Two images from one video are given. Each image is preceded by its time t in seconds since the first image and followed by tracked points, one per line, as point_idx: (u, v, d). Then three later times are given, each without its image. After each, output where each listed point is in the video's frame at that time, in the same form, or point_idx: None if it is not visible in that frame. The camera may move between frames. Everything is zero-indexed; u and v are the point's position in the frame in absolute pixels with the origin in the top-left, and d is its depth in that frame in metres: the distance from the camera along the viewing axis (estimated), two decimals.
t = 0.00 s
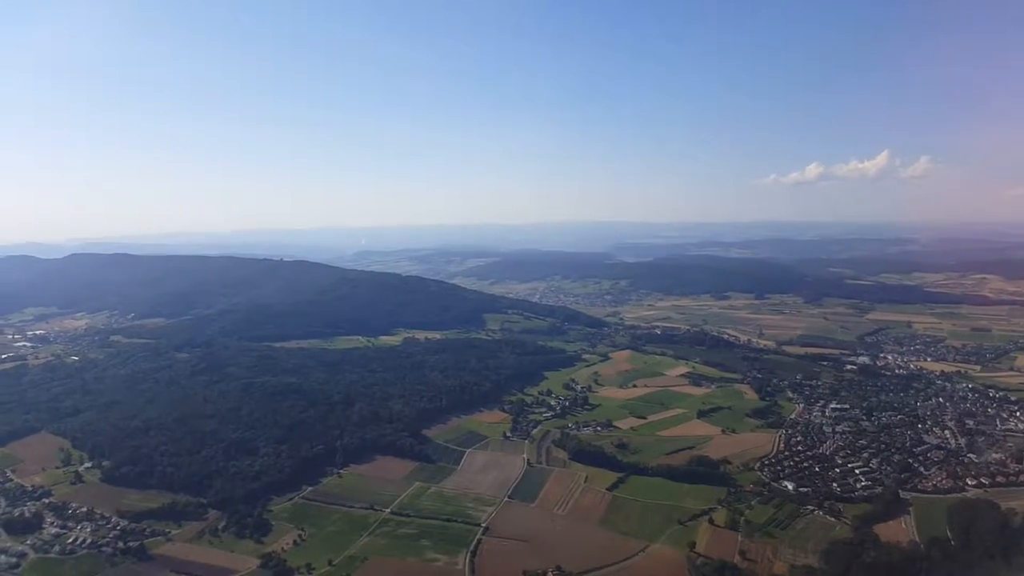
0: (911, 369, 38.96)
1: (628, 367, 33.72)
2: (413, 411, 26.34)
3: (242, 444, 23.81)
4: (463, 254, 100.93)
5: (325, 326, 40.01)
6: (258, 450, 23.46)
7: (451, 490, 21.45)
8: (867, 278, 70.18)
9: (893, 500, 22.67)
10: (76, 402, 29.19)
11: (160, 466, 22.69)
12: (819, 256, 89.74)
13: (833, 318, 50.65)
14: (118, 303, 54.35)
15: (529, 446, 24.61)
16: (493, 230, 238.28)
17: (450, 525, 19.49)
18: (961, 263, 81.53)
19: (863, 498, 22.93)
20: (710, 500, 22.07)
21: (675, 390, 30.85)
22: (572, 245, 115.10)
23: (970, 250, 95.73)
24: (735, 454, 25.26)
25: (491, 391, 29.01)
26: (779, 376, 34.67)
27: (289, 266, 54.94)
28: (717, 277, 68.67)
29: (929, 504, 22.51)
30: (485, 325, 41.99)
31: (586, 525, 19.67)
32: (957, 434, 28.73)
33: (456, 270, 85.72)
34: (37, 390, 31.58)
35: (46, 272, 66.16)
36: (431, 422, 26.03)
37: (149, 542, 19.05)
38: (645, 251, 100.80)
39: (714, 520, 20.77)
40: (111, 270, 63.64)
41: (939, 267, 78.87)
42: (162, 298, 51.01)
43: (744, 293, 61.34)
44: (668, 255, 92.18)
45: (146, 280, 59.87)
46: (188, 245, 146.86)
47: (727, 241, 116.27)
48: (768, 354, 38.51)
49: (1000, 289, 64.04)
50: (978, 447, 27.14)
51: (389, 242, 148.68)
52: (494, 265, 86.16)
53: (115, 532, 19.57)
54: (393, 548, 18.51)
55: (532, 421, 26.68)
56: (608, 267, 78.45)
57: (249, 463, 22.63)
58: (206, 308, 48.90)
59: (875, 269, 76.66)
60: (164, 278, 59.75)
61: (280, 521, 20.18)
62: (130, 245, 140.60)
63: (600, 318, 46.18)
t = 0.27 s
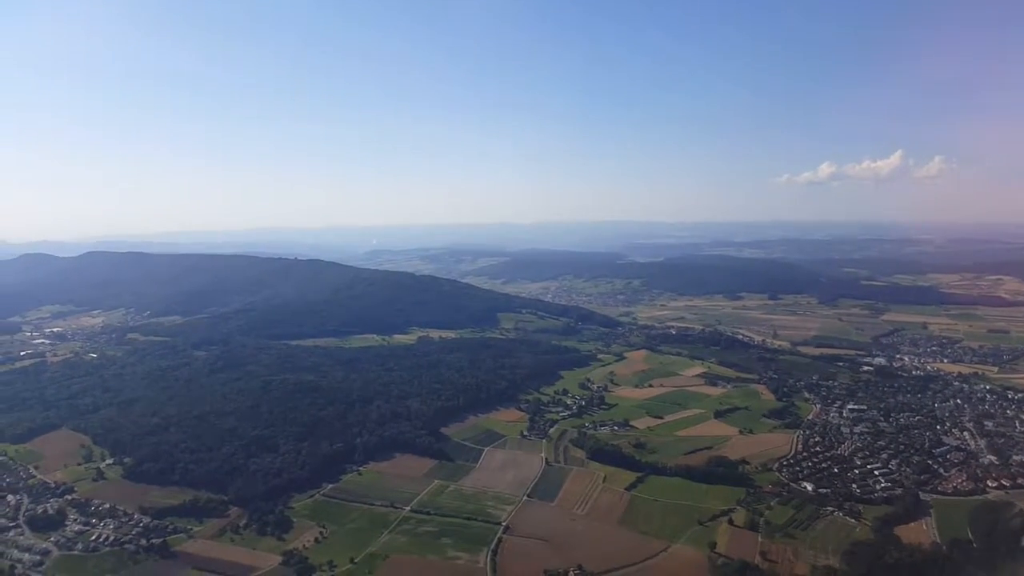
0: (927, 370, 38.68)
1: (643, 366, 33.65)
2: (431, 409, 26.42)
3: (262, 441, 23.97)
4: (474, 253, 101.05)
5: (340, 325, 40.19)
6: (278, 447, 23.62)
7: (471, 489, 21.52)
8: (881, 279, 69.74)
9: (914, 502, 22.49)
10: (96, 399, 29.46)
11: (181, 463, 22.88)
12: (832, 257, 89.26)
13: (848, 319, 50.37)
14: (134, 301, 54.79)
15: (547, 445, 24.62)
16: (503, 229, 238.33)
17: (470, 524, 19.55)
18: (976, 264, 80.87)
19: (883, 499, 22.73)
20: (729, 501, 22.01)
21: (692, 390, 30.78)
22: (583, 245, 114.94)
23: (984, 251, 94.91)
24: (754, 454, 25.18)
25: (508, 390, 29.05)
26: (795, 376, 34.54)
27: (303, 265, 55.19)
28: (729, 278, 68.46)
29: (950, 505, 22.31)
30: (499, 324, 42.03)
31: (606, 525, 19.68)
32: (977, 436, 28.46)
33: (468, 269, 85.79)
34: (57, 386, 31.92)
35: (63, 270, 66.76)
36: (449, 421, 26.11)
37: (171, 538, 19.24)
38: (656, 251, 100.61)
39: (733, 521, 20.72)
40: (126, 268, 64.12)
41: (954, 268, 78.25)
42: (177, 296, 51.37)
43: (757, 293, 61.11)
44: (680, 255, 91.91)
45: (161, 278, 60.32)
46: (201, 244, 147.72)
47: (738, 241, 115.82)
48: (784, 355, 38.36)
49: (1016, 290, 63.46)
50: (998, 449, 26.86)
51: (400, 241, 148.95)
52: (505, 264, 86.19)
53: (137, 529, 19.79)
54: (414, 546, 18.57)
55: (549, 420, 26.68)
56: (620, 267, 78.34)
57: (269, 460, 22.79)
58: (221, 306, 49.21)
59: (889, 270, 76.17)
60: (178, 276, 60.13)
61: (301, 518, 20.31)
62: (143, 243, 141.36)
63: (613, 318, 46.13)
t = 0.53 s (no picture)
0: (945, 376, 38.33)
1: (659, 371, 33.50)
2: (447, 414, 26.39)
3: (280, 445, 24.01)
4: (484, 256, 101.11)
5: (354, 329, 40.25)
6: (296, 452, 23.67)
7: (489, 494, 21.46)
8: (895, 283, 69.26)
9: (936, 510, 22.20)
10: (113, 402, 29.61)
11: (200, 467, 22.95)
12: (844, 261, 88.79)
13: (863, 324, 50.03)
14: (148, 304, 55.14)
15: (564, 451, 24.52)
16: (512, 232, 238.40)
17: (489, 530, 19.49)
18: (991, 269, 80.22)
19: (904, 507, 22.44)
20: (748, 508, 21.85)
21: (708, 396, 30.61)
22: (594, 249, 114.77)
23: (998, 256, 94.15)
24: (773, 461, 25.00)
25: (524, 395, 28.99)
26: (811, 382, 34.30)
27: (315, 268, 55.34)
28: (742, 282, 68.19)
29: (972, 514, 22.02)
30: (513, 328, 41.98)
31: (626, 532, 19.58)
32: (997, 444, 28.10)
33: (478, 273, 85.81)
34: (75, 390, 32.14)
35: (77, 273, 67.21)
36: (466, 425, 26.07)
37: (190, 544, 19.27)
38: (667, 254, 100.36)
39: (754, 529, 20.55)
40: (140, 271, 64.50)
41: (968, 273, 77.64)
42: (191, 300, 51.64)
43: (770, 298, 60.83)
44: (691, 259, 91.62)
45: (175, 281, 60.64)
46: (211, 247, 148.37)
47: (749, 245, 115.48)
48: (800, 361, 38.11)
49: None
50: (1020, 457, 26.47)
51: (412, 245, 149.17)
52: (516, 267, 86.19)
53: (156, 535, 19.86)
54: (433, 552, 18.53)
55: (565, 426, 26.58)
56: (631, 271, 78.15)
57: (288, 464, 22.84)
58: (235, 310, 49.42)
59: (903, 275, 75.66)
60: (192, 279, 60.46)
61: (319, 524, 20.30)
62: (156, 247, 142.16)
63: (627, 322, 46.01)
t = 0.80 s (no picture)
0: (961, 384, 38.09)
1: (673, 378, 33.44)
2: (464, 421, 26.46)
3: (298, 451, 24.16)
4: (494, 263, 101.30)
5: (368, 336, 40.45)
6: (314, 457, 23.82)
7: (507, 501, 21.50)
8: (907, 291, 68.89)
9: (956, 519, 22.00)
10: (131, 407, 29.87)
11: (219, 472, 23.12)
12: (856, 268, 88.39)
13: (876, 332, 49.79)
14: (162, 310, 55.57)
15: (581, 457, 24.52)
16: (521, 239, 238.54)
17: (508, 536, 19.52)
18: (1005, 276, 79.68)
19: (924, 516, 22.22)
20: (767, 517, 21.77)
21: (724, 403, 30.53)
22: (604, 255, 114.68)
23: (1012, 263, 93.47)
24: (790, 470, 24.92)
25: (539, 402, 29.02)
26: (827, 390, 34.16)
27: (328, 275, 55.58)
28: (753, 289, 68.01)
29: (993, 523, 21.81)
30: (526, 334, 42.05)
31: (645, 540, 19.55)
32: (1017, 453, 27.82)
33: (489, 279, 85.98)
34: (93, 395, 32.45)
35: (91, 279, 67.76)
36: (482, 432, 26.13)
37: (210, 549, 19.37)
38: (678, 261, 100.16)
39: (773, 537, 20.48)
40: (153, 277, 64.96)
41: (982, 280, 77.13)
42: (205, 306, 52.01)
43: (782, 305, 60.66)
44: (701, 266, 91.48)
45: (188, 287, 61.05)
46: (222, 253, 149.16)
47: (759, 252, 115.15)
48: (814, 368, 37.96)
49: None
50: None
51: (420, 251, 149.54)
52: (526, 274, 86.29)
53: (176, 540, 20.00)
54: (453, 559, 18.57)
55: (581, 433, 26.56)
56: (642, 277, 78.06)
57: (306, 470, 22.99)
58: (248, 316, 49.73)
59: (915, 282, 75.27)
60: (205, 285, 60.87)
61: (338, 529, 20.40)
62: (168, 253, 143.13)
63: (639, 329, 46.00)
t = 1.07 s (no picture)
0: (977, 388, 37.84)
1: (688, 382, 33.39)
2: (480, 424, 26.48)
3: (317, 454, 24.29)
4: (504, 266, 101.36)
5: (382, 341, 40.60)
6: (333, 460, 23.94)
7: (526, 504, 21.53)
8: (920, 294, 68.56)
9: (977, 524, 21.82)
10: (150, 411, 30.09)
11: (238, 475, 23.26)
12: (867, 271, 87.99)
13: (890, 336, 49.58)
14: (175, 314, 55.94)
15: (598, 461, 24.51)
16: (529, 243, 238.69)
17: (528, 540, 19.53)
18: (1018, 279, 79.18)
19: (945, 521, 22.05)
20: (786, 521, 21.71)
21: (739, 407, 30.46)
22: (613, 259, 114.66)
23: None
24: (808, 474, 24.82)
25: (555, 405, 29.03)
26: (842, 394, 34.03)
27: (340, 279, 55.79)
28: (764, 292, 67.85)
29: (1014, 528, 21.64)
30: (539, 338, 42.08)
31: (666, 544, 19.55)
32: None
33: (498, 282, 86.06)
34: (111, 398, 32.70)
35: (105, 283, 68.27)
36: (499, 435, 26.18)
37: (232, 552, 19.48)
38: (688, 264, 99.98)
39: (793, 542, 20.41)
40: (166, 282, 65.38)
41: (994, 283, 76.69)
42: (219, 310, 52.32)
43: (794, 308, 60.48)
44: (711, 269, 91.28)
45: (201, 291, 61.42)
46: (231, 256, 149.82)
47: (769, 255, 114.82)
48: (829, 372, 37.82)
49: None
50: None
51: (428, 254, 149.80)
52: (536, 277, 86.34)
53: (197, 543, 20.11)
54: (473, 563, 18.59)
55: (598, 436, 26.54)
56: (652, 281, 77.98)
57: (326, 473, 23.13)
58: (261, 319, 49.99)
59: (927, 285, 74.90)
60: (218, 289, 61.21)
61: (359, 532, 20.48)
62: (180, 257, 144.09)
63: (652, 332, 45.96)
